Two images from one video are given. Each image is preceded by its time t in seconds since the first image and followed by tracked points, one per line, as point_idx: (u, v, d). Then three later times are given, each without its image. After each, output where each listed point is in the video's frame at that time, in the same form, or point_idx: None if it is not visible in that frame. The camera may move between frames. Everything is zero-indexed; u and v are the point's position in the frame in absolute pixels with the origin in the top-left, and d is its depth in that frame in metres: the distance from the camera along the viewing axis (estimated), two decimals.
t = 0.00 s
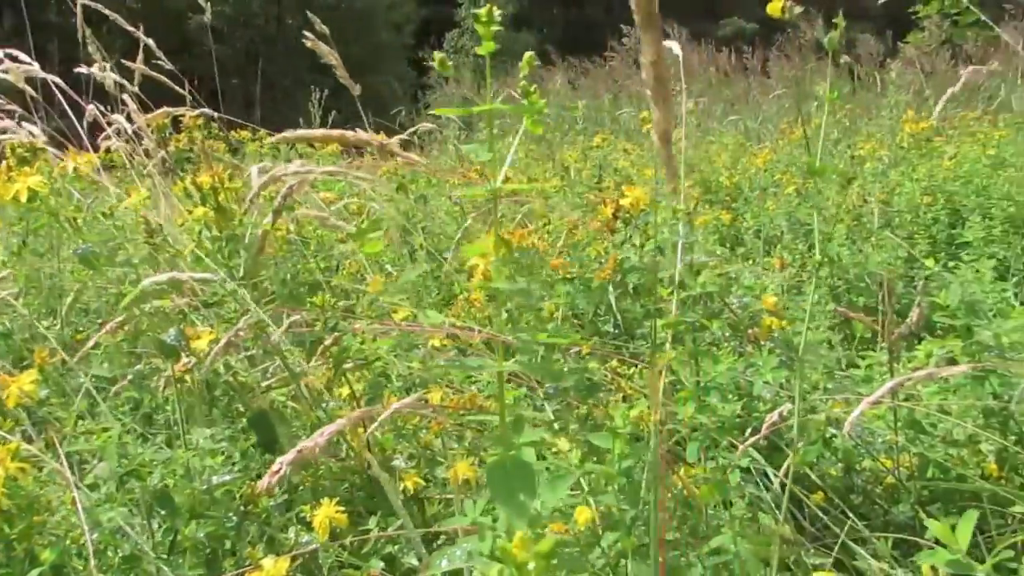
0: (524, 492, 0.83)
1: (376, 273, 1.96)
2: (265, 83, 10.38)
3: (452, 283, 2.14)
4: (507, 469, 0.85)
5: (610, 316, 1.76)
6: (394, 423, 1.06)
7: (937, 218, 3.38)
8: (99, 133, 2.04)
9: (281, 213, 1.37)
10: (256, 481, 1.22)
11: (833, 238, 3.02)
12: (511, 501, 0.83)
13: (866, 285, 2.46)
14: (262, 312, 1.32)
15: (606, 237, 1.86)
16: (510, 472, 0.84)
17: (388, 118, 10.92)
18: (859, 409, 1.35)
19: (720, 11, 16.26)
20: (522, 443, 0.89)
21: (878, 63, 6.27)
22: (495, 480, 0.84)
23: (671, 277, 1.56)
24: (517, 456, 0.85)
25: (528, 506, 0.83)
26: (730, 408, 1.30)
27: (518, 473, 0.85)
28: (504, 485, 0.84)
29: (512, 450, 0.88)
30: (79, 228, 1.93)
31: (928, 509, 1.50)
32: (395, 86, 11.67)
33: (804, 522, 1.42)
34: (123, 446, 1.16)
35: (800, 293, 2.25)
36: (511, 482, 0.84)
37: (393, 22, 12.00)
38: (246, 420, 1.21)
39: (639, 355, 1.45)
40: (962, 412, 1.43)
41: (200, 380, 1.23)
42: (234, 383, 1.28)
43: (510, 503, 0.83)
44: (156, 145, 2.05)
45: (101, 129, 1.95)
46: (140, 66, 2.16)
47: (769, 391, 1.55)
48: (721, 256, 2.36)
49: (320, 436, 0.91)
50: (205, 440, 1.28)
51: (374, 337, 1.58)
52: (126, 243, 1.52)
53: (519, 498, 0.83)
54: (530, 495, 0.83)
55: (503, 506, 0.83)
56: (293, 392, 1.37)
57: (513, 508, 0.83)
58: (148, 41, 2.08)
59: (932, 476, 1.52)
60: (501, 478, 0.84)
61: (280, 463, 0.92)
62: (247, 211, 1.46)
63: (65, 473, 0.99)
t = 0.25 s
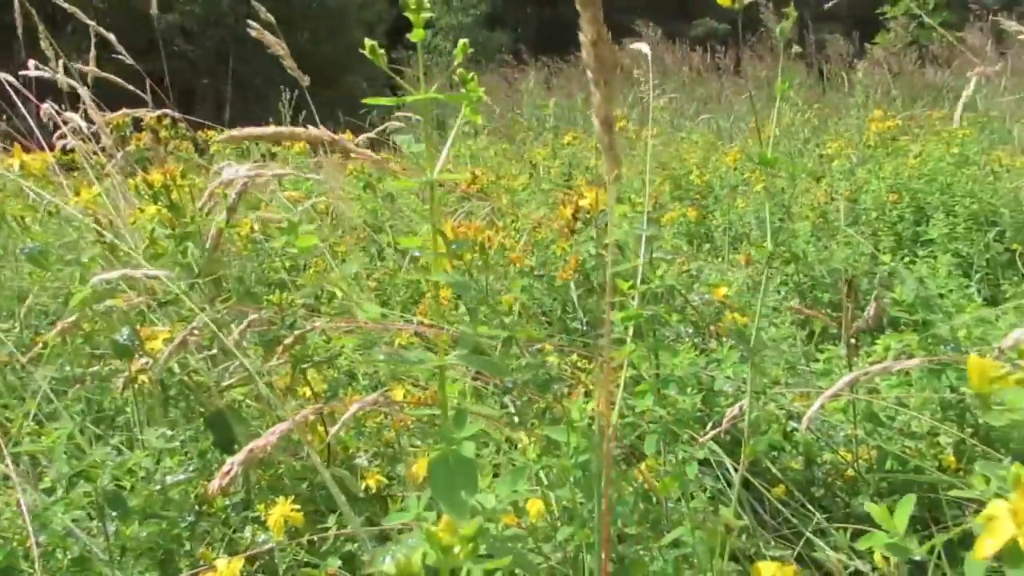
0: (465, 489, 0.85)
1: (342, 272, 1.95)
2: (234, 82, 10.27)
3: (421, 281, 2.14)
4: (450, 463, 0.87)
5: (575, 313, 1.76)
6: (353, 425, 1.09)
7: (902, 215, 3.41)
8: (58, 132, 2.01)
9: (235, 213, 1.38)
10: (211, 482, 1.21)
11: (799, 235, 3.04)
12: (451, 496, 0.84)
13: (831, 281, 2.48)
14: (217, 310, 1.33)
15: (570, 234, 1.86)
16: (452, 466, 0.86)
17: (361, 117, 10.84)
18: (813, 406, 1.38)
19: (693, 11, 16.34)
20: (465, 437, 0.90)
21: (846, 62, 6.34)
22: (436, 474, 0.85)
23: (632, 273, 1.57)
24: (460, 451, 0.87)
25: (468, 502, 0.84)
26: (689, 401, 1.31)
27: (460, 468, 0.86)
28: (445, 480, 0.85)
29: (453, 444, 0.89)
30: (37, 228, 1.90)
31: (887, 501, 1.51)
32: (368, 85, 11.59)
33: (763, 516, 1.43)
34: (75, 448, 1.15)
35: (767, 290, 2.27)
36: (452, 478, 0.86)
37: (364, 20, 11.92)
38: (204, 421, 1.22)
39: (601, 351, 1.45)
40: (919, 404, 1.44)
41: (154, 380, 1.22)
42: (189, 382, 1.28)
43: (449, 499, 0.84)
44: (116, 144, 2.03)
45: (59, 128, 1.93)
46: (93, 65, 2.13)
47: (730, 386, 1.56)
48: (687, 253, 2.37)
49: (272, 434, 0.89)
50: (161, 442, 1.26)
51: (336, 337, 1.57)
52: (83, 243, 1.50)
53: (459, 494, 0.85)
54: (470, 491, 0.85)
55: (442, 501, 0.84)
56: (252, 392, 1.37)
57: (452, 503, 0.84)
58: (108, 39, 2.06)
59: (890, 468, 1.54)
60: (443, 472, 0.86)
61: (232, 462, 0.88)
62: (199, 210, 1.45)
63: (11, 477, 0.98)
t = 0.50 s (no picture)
0: (416, 483, 0.85)
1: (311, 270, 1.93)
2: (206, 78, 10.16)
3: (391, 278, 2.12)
4: (402, 457, 0.86)
5: (543, 310, 1.76)
6: (311, 422, 1.08)
7: (872, 211, 3.43)
8: (19, 128, 1.98)
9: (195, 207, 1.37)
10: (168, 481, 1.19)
11: (769, 231, 3.07)
12: (402, 490, 0.84)
13: (801, 277, 2.49)
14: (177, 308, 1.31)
15: (538, 228, 1.85)
16: (403, 460, 0.86)
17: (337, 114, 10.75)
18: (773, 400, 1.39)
19: (670, 10, 16.43)
20: (417, 430, 0.89)
21: (820, 61, 6.38)
22: (388, 468, 0.85)
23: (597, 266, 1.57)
24: (411, 445, 0.87)
25: (419, 497, 0.84)
26: (651, 394, 1.31)
27: (412, 463, 0.86)
28: (396, 474, 0.85)
29: (405, 438, 0.89)
30: None
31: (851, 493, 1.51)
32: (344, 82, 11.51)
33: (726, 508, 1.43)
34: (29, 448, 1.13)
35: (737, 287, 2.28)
36: (404, 472, 0.85)
37: (340, 16, 11.82)
38: (164, 419, 1.22)
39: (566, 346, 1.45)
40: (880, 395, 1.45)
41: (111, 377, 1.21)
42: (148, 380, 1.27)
43: (400, 494, 0.84)
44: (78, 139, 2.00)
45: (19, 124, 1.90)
46: (55, 59, 2.11)
47: (696, 381, 1.57)
48: (658, 250, 2.37)
49: (222, 431, 0.89)
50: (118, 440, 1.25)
51: (300, 334, 1.55)
52: (41, 240, 1.48)
53: (410, 488, 0.84)
54: (422, 486, 0.85)
55: (393, 495, 0.84)
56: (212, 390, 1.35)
57: (403, 497, 0.84)
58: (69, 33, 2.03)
59: (854, 460, 1.54)
60: (395, 466, 0.85)
61: (182, 460, 0.87)
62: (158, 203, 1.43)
63: None
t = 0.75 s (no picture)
0: (381, 478, 0.86)
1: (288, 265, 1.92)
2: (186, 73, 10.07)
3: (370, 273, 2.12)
4: (366, 453, 0.87)
5: (521, 305, 1.77)
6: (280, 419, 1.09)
7: (850, 209, 3.46)
8: None
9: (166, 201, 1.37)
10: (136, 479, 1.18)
11: (747, 228, 3.09)
12: (367, 486, 0.85)
13: (778, 273, 2.50)
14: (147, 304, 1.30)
15: (515, 224, 1.85)
16: (368, 456, 0.87)
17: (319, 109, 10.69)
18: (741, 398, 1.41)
19: (654, 7, 16.47)
20: (382, 425, 0.90)
21: (802, 59, 6.41)
22: (352, 464, 0.86)
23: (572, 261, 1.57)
24: (376, 440, 0.88)
25: (384, 493, 0.85)
26: (624, 389, 1.32)
27: (376, 458, 0.87)
28: (361, 470, 0.86)
29: (370, 433, 0.89)
30: None
31: (822, 486, 1.53)
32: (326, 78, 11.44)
33: (698, 502, 1.45)
34: None
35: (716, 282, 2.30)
36: (368, 468, 0.86)
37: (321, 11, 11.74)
38: (134, 416, 1.21)
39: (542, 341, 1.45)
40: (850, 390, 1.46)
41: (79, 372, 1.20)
42: (118, 376, 1.26)
43: (365, 489, 0.85)
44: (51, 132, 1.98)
45: None
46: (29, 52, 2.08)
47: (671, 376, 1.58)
48: (637, 246, 2.38)
49: (186, 427, 0.89)
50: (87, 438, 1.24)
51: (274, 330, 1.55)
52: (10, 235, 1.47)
53: (375, 484, 0.85)
54: (386, 481, 0.85)
55: (358, 491, 0.85)
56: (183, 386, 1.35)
57: (368, 493, 0.85)
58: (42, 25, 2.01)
59: (826, 454, 1.56)
60: (359, 462, 0.86)
61: (146, 455, 0.86)
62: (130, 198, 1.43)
63: None
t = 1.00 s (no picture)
0: (330, 468, 0.85)
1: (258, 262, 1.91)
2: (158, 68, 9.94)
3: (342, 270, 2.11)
4: (316, 445, 0.86)
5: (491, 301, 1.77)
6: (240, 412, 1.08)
7: (821, 206, 3.50)
8: None
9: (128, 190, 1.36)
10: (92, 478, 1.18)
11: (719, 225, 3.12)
12: (316, 478, 0.84)
13: (749, 269, 2.53)
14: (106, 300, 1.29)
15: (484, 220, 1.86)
16: (318, 447, 0.86)
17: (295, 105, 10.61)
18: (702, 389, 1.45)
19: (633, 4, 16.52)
20: (332, 417, 0.90)
21: (777, 57, 6.46)
22: (302, 456, 0.85)
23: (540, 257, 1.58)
24: (326, 432, 0.87)
25: (333, 483, 0.85)
26: (588, 384, 1.32)
27: (326, 449, 0.86)
28: (310, 462, 0.85)
29: (319, 425, 0.89)
30: None
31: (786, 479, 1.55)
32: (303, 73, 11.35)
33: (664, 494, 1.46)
34: None
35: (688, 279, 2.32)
36: (318, 459, 0.86)
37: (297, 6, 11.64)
38: (91, 414, 1.21)
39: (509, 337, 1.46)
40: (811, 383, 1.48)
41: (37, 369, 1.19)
42: (77, 373, 1.25)
43: (314, 481, 0.85)
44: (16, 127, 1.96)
45: None
46: None
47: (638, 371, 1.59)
48: (609, 244, 2.39)
49: (132, 427, 0.89)
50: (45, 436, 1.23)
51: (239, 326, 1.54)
52: None
53: (325, 475, 0.85)
54: (336, 472, 0.85)
55: (307, 483, 0.84)
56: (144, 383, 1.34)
57: (317, 485, 0.84)
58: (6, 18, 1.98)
59: (790, 448, 1.58)
60: (309, 454, 0.85)
61: (91, 453, 0.86)
62: (92, 192, 1.42)
63: None
